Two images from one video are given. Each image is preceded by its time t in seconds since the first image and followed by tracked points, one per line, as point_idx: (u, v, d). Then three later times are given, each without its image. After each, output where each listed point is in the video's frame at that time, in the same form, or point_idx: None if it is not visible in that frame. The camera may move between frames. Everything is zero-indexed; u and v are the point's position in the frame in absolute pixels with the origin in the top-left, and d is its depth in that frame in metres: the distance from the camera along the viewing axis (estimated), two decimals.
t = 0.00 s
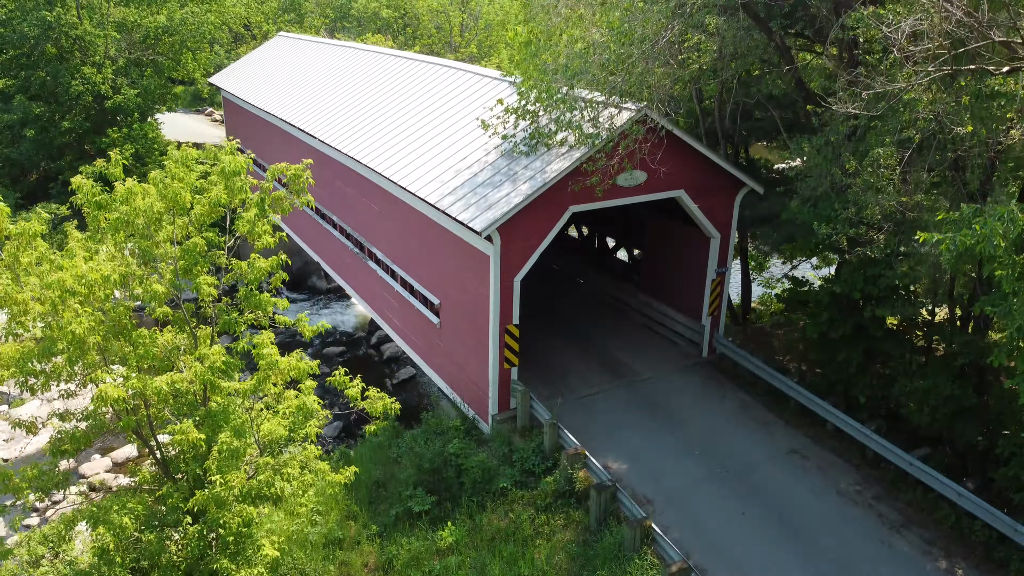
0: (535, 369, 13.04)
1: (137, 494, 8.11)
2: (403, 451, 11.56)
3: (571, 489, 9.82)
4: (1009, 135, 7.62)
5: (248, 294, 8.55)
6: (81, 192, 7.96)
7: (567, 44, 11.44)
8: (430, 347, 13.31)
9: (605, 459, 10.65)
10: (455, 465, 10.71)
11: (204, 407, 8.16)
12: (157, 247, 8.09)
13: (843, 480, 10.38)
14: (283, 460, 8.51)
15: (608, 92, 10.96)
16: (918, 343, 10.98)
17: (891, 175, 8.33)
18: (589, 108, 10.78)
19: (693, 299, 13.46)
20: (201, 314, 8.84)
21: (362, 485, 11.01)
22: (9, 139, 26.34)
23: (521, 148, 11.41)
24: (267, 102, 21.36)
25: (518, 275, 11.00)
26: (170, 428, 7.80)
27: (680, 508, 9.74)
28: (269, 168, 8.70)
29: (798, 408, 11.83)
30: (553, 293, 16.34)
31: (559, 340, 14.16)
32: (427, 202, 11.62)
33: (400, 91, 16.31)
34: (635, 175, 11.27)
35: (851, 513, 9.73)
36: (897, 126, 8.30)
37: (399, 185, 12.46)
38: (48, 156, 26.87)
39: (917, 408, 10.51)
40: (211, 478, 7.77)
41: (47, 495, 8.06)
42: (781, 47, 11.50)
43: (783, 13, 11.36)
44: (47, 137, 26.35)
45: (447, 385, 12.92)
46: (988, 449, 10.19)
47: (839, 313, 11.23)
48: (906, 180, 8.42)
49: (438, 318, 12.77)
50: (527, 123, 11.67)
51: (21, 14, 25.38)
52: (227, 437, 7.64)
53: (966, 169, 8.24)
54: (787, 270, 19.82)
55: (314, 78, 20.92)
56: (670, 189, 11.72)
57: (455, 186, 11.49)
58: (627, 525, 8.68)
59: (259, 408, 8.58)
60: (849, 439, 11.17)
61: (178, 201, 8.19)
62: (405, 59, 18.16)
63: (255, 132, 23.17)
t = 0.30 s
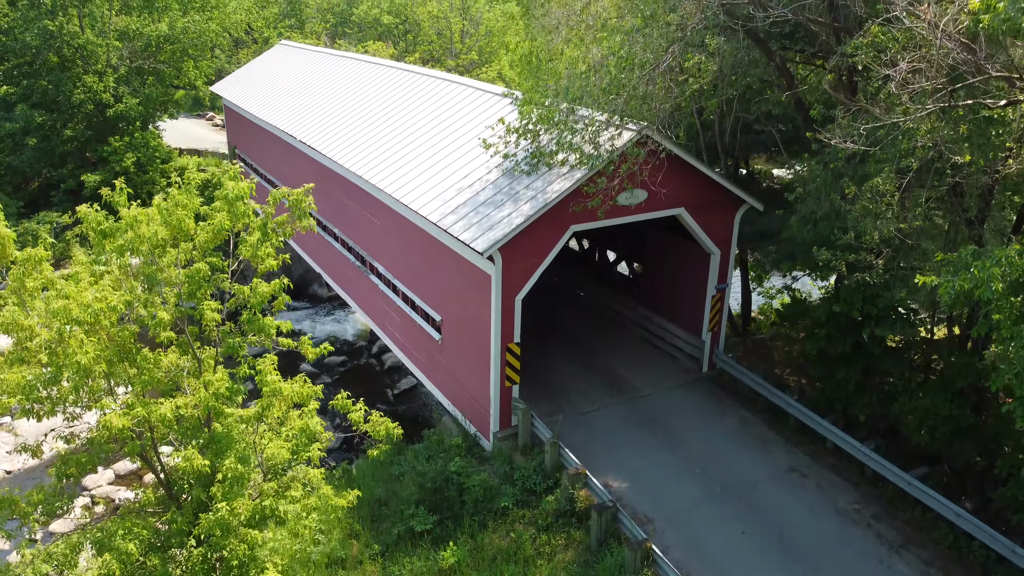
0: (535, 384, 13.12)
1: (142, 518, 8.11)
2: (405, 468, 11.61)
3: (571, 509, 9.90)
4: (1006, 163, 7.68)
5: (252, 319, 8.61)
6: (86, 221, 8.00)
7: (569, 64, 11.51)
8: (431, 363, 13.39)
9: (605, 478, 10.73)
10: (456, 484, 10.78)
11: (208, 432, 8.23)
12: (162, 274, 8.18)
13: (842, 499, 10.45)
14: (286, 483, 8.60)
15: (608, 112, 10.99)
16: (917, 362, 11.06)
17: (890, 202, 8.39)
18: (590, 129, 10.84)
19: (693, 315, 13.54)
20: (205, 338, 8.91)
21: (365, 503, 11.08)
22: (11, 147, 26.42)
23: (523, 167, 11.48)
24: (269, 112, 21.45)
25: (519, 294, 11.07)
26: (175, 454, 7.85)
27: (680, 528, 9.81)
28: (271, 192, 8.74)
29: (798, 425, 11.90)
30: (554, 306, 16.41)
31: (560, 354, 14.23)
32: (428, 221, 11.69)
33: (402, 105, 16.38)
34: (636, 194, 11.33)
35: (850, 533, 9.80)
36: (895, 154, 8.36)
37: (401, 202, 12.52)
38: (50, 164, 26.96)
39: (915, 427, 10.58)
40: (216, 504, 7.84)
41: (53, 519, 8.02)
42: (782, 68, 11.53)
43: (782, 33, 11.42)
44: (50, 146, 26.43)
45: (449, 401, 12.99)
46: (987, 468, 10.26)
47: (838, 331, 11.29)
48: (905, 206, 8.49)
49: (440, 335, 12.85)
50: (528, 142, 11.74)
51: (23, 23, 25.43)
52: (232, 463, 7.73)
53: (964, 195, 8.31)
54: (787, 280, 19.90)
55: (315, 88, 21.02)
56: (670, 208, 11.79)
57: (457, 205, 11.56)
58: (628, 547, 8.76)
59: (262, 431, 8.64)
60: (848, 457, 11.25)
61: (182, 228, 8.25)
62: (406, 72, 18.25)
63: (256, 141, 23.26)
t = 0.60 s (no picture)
0: (537, 400, 13.18)
1: (146, 540, 8.18)
2: (408, 485, 11.66)
3: (573, 528, 9.94)
4: (1006, 191, 7.72)
5: (255, 341, 8.68)
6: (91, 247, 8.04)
7: (569, 83, 11.50)
8: (433, 377, 13.44)
9: (606, 495, 10.79)
10: (459, 502, 10.83)
11: (212, 455, 8.29)
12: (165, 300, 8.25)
13: (842, 517, 10.50)
14: (290, 505, 8.68)
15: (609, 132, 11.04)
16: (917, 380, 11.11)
17: (890, 226, 8.43)
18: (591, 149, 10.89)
19: (694, 330, 13.60)
20: (209, 360, 8.95)
21: (367, 521, 11.12)
22: (13, 155, 26.49)
23: (524, 186, 11.53)
24: (271, 121, 21.50)
25: (521, 313, 11.12)
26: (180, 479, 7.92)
27: (681, 547, 9.87)
28: (274, 216, 8.78)
29: (798, 441, 11.96)
30: (555, 318, 16.49)
31: (561, 369, 14.29)
32: (430, 239, 11.74)
33: (404, 118, 16.44)
34: (637, 213, 11.39)
35: (850, 552, 9.85)
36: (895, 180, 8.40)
37: (403, 218, 12.58)
38: (52, 172, 27.02)
39: (915, 446, 10.63)
40: (220, 528, 7.90)
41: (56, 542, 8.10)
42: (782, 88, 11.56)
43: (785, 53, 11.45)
44: (52, 153, 26.49)
45: (450, 416, 13.05)
46: (986, 487, 10.32)
47: (838, 348, 11.33)
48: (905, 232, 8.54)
49: (442, 351, 12.91)
50: (530, 160, 11.80)
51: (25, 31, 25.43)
52: (237, 487, 7.81)
53: (964, 222, 8.36)
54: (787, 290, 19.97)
55: (318, 98, 21.07)
56: (671, 226, 11.87)
57: (458, 223, 11.61)
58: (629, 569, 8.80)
59: (265, 452, 8.69)
60: (848, 474, 11.31)
61: (187, 253, 8.30)
62: (408, 84, 18.32)
63: (258, 150, 23.34)
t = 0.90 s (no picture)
0: (538, 414, 13.18)
1: (150, 563, 8.20)
2: (410, 501, 11.66)
3: (575, 547, 9.94)
4: (1008, 216, 7.73)
5: (257, 364, 8.69)
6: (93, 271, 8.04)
7: (571, 100, 11.50)
8: (435, 391, 13.44)
9: (608, 513, 10.77)
10: (461, 519, 10.83)
11: (215, 479, 8.30)
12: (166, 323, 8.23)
13: (844, 534, 10.51)
14: (293, 527, 8.68)
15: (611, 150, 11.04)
16: (918, 397, 11.15)
17: (893, 249, 8.43)
18: (593, 167, 10.90)
19: (695, 344, 13.60)
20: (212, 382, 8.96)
21: (369, 538, 11.13)
22: (14, 162, 26.47)
23: (526, 203, 11.55)
24: (272, 130, 21.50)
25: (522, 330, 11.12)
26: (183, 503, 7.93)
27: (683, 566, 9.87)
28: (277, 238, 8.78)
29: (799, 457, 11.97)
30: (557, 330, 16.49)
31: (562, 382, 14.29)
32: (432, 255, 11.74)
33: (406, 130, 16.46)
34: (639, 229, 11.39)
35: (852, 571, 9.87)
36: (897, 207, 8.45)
37: (405, 233, 12.58)
38: (53, 179, 27.00)
39: (917, 464, 10.65)
40: (224, 552, 7.91)
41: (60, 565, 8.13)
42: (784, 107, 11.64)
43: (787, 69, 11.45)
44: (52, 161, 26.48)
45: (452, 430, 13.05)
46: (988, 506, 10.34)
47: (840, 365, 11.35)
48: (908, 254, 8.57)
49: (444, 366, 12.91)
50: (531, 177, 11.80)
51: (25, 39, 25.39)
52: (240, 512, 7.83)
53: (966, 244, 8.38)
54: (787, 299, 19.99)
55: (319, 108, 21.08)
56: (673, 242, 11.87)
57: (459, 240, 11.61)
58: None
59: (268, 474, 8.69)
60: (849, 490, 11.34)
61: (189, 277, 8.30)
62: (409, 95, 18.34)
63: (258, 159, 23.35)
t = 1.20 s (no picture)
0: (539, 429, 13.15)
1: None
2: (411, 519, 11.63)
3: (577, 567, 9.91)
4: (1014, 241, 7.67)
5: (258, 387, 8.66)
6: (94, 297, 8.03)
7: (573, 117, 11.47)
8: (436, 406, 13.40)
9: (610, 531, 10.73)
10: (462, 538, 10.80)
11: (216, 503, 8.28)
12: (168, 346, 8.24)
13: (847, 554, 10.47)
14: (293, 551, 8.63)
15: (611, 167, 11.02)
16: (921, 416, 11.10)
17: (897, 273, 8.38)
18: (594, 184, 10.86)
19: (697, 359, 13.56)
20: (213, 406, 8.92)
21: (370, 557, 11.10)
22: (14, 170, 26.44)
23: (528, 219, 11.53)
24: (272, 139, 21.49)
25: (524, 348, 11.09)
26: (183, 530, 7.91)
27: None
28: (278, 261, 8.77)
29: (802, 474, 11.93)
30: (559, 343, 16.46)
31: (563, 397, 14.27)
32: (433, 272, 11.71)
33: (407, 143, 16.45)
34: (641, 247, 11.34)
35: None
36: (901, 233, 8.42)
37: (406, 249, 12.55)
38: (54, 186, 27.00)
39: (920, 483, 10.60)
40: None
41: None
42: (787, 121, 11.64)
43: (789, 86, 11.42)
44: (53, 168, 26.45)
45: (454, 445, 13.02)
46: (992, 525, 10.29)
47: (843, 383, 11.31)
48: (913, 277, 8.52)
49: (445, 381, 12.88)
50: (533, 193, 11.78)
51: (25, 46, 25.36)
52: (240, 538, 7.80)
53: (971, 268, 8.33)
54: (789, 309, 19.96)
55: (319, 117, 21.07)
56: (675, 258, 11.83)
57: (461, 256, 11.59)
58: None
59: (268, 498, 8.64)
60: (852, 509, 11.29)
61: (190, 301, 8.27)
62: (410, 106, 18.34)
63: (259, 168, 23.36)
